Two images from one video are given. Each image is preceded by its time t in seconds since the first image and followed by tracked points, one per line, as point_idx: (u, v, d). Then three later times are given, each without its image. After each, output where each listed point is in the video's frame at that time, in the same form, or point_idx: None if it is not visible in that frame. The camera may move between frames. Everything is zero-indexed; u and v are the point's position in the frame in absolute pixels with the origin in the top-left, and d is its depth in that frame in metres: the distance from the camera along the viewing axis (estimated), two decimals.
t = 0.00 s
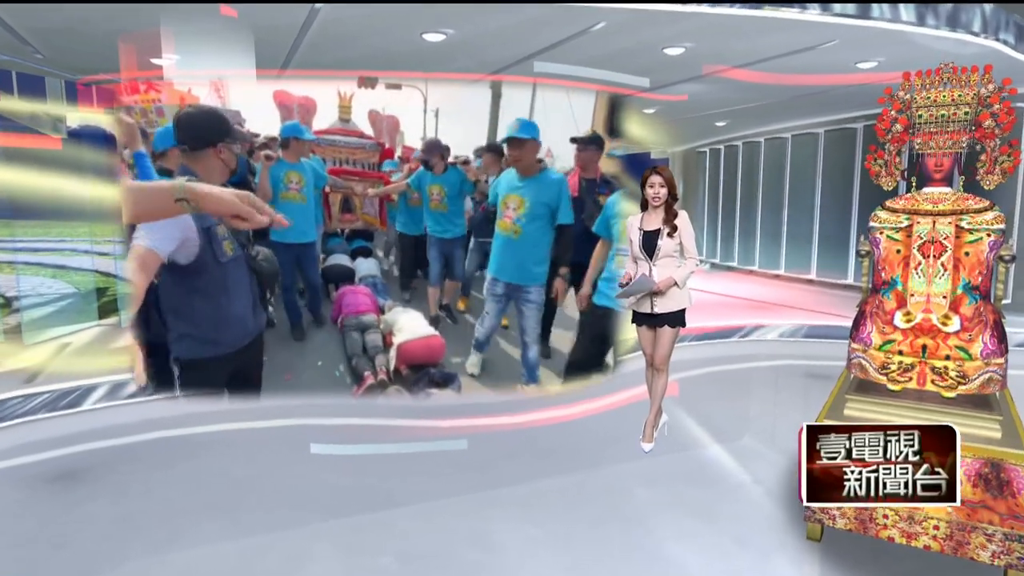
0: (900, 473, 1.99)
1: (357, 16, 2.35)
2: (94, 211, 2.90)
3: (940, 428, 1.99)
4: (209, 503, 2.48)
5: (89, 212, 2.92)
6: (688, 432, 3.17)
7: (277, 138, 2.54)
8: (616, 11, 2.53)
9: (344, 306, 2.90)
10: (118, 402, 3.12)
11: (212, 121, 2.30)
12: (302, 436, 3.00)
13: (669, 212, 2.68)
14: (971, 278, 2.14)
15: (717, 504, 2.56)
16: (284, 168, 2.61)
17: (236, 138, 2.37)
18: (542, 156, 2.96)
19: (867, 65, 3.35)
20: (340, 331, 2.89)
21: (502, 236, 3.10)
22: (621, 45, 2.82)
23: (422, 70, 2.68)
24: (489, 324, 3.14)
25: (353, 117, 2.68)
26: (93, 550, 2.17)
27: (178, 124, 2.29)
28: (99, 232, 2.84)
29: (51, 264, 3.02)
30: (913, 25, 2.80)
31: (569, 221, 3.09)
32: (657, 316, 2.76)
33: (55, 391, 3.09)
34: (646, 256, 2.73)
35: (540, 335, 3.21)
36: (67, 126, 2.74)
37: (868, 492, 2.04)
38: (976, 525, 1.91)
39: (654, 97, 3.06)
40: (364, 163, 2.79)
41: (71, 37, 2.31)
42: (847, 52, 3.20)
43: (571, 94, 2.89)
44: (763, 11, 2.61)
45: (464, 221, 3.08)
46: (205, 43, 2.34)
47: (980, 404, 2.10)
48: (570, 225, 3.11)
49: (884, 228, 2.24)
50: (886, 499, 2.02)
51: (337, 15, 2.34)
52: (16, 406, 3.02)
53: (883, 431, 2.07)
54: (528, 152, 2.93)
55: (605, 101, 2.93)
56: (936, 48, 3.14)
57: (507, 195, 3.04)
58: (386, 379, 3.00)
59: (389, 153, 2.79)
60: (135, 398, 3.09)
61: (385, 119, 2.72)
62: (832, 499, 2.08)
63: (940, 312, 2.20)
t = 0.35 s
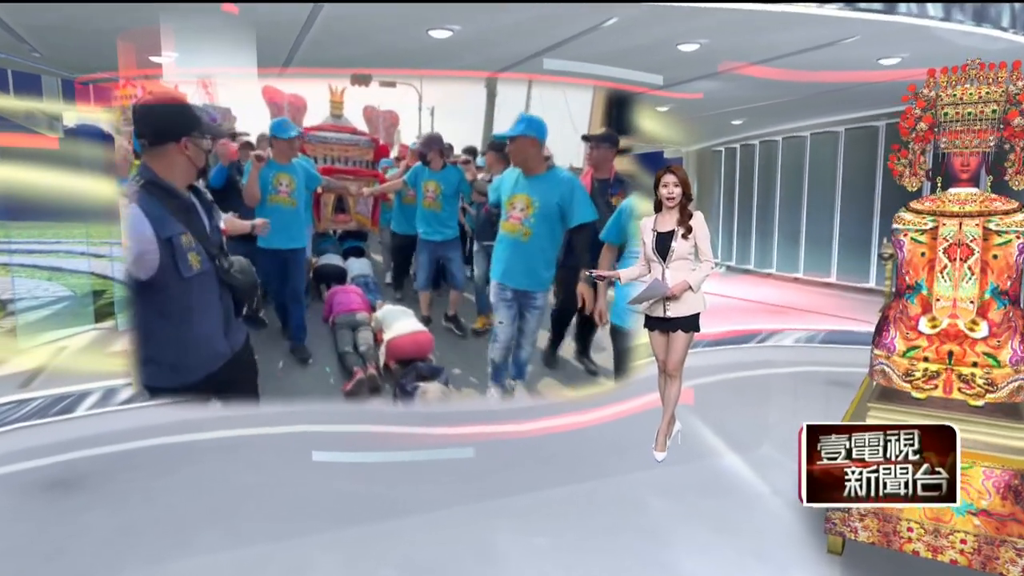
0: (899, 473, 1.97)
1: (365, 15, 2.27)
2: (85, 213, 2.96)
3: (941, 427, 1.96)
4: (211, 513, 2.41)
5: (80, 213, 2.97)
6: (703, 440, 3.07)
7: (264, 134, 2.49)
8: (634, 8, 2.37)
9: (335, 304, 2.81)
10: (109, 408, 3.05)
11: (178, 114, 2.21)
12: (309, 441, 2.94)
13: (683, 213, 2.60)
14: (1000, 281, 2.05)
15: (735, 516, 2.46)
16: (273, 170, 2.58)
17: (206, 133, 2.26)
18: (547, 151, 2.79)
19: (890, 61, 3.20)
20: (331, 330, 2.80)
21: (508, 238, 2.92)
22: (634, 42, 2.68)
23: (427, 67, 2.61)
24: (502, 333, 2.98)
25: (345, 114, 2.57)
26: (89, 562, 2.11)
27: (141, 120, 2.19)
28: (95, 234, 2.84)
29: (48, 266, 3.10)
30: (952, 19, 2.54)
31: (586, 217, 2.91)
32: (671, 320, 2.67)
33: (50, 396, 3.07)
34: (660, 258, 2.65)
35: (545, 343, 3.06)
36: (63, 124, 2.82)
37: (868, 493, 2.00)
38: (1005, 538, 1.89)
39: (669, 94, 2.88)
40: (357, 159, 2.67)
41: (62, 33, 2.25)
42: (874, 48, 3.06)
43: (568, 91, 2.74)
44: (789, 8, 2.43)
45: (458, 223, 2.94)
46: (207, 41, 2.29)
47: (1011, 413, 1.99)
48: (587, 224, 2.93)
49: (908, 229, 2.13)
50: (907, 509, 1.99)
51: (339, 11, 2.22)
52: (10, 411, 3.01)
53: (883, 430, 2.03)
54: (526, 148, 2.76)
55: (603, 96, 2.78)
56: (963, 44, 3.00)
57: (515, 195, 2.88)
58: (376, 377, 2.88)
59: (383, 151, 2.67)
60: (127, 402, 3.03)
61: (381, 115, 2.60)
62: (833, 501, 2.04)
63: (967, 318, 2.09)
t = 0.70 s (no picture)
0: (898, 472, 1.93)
1: (369, 14, 2.20)
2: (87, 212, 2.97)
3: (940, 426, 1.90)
4: (210, 521, 2.36)
5: (82, 214, 2.96)
6: (721, 449, 2.97)
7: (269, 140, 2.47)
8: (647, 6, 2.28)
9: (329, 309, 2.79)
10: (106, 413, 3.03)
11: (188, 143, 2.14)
12: (314, 447, 2.88)
13: (699, 214, 2.52)
14: None
15: (751, 527, 2.37)
16: (273, 180, 2.60)
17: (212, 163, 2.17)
18: (536, 158, 2.74)
19: (913, 58, 3.07)
20: (325, 332, 2.79)
21: (491, 254, 2.87)
22: (646, 39, 2.60)
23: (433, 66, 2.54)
24: (490, 345, 2.95)
25: (342, 119, 2.51)
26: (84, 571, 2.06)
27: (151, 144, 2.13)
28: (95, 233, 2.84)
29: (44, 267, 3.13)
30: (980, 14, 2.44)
31: (560, 238, 2.84)
32: (685, 325, 2.58)
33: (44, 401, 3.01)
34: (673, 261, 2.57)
35: (547, 356, 3.09)
36: (62, 123, 2.87)
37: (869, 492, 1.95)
38: None
39: (682, 92, 2.93)
40: (355, 167, 2.64)
41: (60, 32, 2.20)
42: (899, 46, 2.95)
43: (559, 87, 2.67)
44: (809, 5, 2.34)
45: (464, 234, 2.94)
46: (205, 37, 2.24)
47: None
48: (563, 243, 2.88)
49: (931, 232, 2.03)
50: (930, 520, 1.93)
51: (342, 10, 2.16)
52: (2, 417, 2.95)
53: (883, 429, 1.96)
54: (505, 168, 2.73)
55: (597, 96, 2.73)
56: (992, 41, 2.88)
57: (495, 210, 2.84)
58: (370, 376, 2.86)
59: (383, 156, 2.61)
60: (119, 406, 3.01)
61: (381, 115, 2.52)
62: (833, 501, 1.97)
63: (994, 323, 1.99)
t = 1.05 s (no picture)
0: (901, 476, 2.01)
1: (370, 9, 2.13)
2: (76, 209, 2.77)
3: (940, 429, 1.96)
4: (215, 531, 2.32)
5: (76, 213, 2.76)
6: (735, 457, 2.89)
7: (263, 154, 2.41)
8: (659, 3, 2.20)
9: (333, 318, 2.66)
10: (94, 421, 2.74)
11: (196, 192, 2.27)
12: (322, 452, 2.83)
13: (715, 215, 2.47)
14: None
15: (770, 540, 2.29)
16: (273, 206, 2.59)
17: (211, 205, 2.26)
18: (535, 159, 2.69)
19: (938, 54, 2.89)
20: (327, 341, 2.67)
21: (486, 274, 2.88)
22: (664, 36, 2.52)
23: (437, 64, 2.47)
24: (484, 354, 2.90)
25: (345, 131, 2.46)
26: None
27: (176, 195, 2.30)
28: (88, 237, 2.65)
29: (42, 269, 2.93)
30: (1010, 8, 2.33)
31: (549, 259, 2.91)
32: (701, 330, 2.52)
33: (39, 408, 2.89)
34: (689, 263, 2.51)
35: (541, 364, 3.00)
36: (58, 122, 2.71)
37: (868, 491, 2.07)
38: None
39: (699, 91, 2.84)
40: (359, 179, 2.58)
41: (60, 31, 2.16)
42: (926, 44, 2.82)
43: (554, 85, 2.60)
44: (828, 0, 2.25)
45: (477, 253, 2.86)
46: (205, 37, 2.23)
47: None
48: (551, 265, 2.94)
49: (957, 235, 1.94)
50: (955, 533, 1.90)
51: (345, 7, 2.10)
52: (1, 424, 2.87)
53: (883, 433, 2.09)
54: (497, 195, 2.76)
55: (593, 99, 2.67)
56: None
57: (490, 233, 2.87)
58: (372, 381, 2.74)
59: (387, 169, 2.56)
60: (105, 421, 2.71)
61: (383, 124, 2.48)
62: (833, 500, 2.12)
63: None
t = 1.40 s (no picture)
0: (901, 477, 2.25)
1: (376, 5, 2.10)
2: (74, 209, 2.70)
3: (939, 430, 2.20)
4: (236, 542, 2.35)
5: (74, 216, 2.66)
6: (755, 468, 2.75)
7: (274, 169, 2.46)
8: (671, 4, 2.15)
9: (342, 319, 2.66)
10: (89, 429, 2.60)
11: (229, 229, 2.46)
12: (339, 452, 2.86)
13: (731, 216, 2.42)
14: None
15: (788, 552, 2.34)
16: (289, 223, 2.59)
17: (246, 242, 2.49)
18: (535, 159, 2.56)
19: (961, 50, 2.82)
20: (337, 343, 2.65)
21: (506, 284, 2.79)
22: (676, 31, 2.42)
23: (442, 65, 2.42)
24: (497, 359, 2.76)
25: (352, 142, 2.47)
26: None
27: (205, 229, 2.45)
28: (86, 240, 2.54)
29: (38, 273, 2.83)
30: None
31: (567, 267, 2.82)
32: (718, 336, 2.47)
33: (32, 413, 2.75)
34: (705, 266, 2.45)
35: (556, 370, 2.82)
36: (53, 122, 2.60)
37: (869, 491, 2.31)
38: None
39: (715, 89, 2.61)
40: (368, 190, 2.58)
41: (60, 27, 2.14)
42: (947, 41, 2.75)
43: (552, 86, 2.49)
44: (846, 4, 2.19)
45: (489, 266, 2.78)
46: (208, 35, 2.22)
47: None
48: (569, 273, 2.85)
49: (983, 238, 2.00)
50: (982, 546, 2.07)
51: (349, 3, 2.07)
52: None
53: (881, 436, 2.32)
54: (532, 213, 2.69)
55: (591, 103, 2.54)
56: None
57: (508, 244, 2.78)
58: (385, 377, 2.64)
59: (395, 179, 2.54)
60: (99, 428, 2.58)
61: (390, 129, 2.47)
62: (834, 499, 2.33)
63: None
